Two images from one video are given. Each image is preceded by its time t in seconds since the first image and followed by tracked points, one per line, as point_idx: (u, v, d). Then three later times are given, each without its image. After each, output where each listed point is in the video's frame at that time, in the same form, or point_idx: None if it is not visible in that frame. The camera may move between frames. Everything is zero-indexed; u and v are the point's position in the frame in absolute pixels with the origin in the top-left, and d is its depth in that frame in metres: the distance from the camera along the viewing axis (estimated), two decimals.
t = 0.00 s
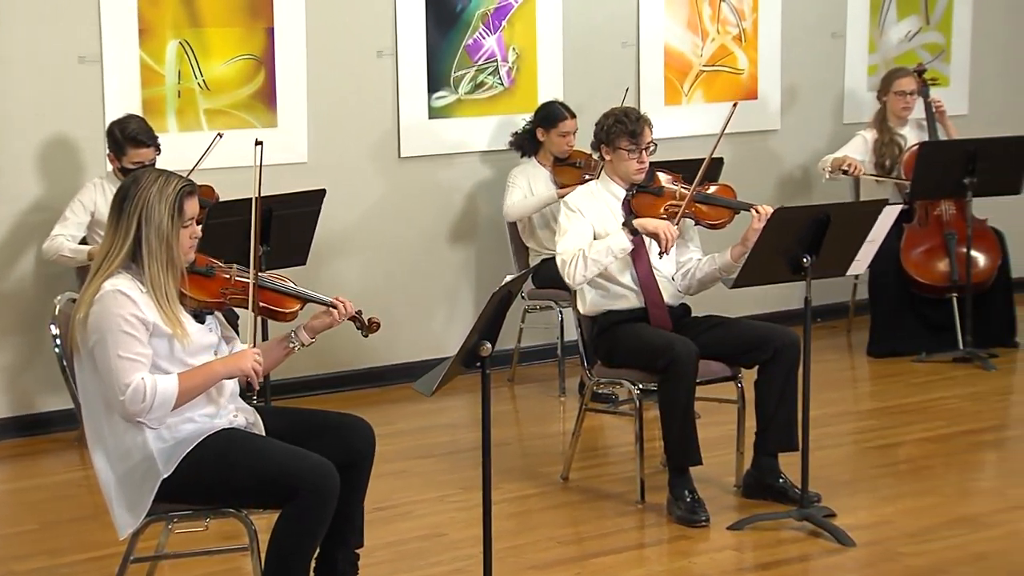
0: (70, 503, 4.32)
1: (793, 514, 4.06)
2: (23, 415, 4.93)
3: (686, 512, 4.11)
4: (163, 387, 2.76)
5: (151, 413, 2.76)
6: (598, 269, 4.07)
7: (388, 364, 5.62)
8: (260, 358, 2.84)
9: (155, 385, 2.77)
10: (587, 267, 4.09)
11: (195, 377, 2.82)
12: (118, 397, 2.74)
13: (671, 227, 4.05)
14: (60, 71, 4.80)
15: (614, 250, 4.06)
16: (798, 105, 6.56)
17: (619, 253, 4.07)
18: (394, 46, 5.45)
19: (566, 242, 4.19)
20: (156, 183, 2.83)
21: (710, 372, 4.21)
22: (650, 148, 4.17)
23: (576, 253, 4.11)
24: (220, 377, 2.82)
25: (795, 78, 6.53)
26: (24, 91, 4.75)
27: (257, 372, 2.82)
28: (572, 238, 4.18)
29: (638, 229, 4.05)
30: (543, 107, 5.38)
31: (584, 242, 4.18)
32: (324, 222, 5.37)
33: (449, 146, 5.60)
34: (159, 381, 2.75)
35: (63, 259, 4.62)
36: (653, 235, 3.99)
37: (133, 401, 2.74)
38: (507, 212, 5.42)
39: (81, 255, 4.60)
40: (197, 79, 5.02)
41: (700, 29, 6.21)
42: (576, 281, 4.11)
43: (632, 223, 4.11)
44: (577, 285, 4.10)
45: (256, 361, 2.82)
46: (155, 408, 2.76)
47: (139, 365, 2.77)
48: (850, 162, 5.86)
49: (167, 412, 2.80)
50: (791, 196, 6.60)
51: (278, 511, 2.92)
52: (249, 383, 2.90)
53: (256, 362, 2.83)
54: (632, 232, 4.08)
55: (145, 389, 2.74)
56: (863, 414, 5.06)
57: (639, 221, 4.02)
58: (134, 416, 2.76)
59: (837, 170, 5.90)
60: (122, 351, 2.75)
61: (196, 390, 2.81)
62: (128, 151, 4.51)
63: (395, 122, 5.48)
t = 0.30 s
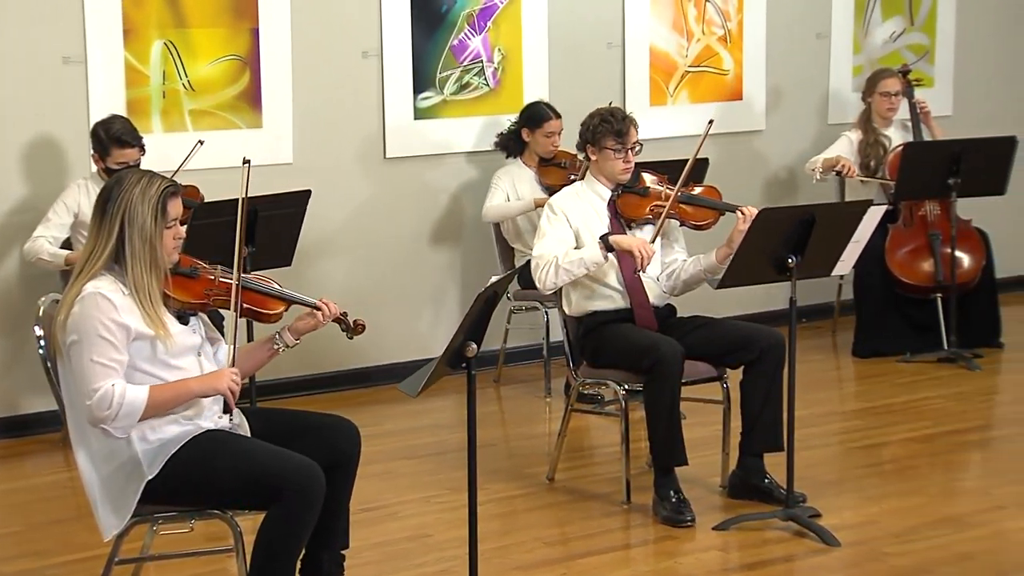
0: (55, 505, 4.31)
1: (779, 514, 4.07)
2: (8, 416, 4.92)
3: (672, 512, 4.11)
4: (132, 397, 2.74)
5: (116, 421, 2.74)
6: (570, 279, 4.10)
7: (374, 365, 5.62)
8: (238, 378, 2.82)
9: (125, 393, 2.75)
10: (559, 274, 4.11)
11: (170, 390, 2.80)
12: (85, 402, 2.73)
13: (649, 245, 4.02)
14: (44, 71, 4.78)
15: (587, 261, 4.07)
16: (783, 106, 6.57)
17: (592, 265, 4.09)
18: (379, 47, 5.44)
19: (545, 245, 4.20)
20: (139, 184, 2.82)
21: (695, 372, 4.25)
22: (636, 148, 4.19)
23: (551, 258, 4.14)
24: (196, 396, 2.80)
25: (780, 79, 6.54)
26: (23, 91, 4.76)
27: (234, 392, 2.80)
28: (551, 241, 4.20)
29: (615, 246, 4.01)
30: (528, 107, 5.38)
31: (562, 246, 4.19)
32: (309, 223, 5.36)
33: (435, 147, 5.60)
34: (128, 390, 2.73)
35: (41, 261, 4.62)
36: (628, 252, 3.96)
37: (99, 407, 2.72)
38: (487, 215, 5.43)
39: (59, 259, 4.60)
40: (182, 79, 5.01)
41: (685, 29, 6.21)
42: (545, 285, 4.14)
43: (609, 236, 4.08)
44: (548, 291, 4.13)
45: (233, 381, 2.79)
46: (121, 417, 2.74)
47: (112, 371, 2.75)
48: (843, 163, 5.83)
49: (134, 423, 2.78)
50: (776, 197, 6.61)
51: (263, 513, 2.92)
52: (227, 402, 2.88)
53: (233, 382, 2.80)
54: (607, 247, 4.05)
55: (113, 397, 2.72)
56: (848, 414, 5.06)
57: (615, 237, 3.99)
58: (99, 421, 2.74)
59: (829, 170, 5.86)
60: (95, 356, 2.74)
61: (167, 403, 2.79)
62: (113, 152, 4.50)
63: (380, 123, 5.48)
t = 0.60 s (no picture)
0: (38, 506, 4.30)
1: (763, 514, 4.07)
2: None
3: (657, 512, 4.11)
4: (99, 402, 2.72)
5: (81, 426, 2.71)
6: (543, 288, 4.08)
7: (360, 365, 5.61)
8: (211, 395, 2.78)
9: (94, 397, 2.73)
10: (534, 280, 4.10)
11: (142, 402, 2.77)
12: (54, 403, 2.72)
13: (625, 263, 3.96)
14: (27, 71, 4.77)
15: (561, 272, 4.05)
16: (767, 106, 6.59)
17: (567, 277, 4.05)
18: (363, 48, 5.44)
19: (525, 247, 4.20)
20: (121, 184, 2.82)
21: (681, 373, 4.22)
22: (621, 149, 4.20)
23: (528, 263, 4.12)
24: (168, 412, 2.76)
25: (764, 79, 6.55)
26: (4, 92, 4.74)
27: (206, 410, 2.76)
28: (531, 242, 4.19)
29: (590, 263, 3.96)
30: (513, 108, 5.38)
31: (543, 247, 4.19)
32: (293, 224, 5.35)
33: (419, 148, 5.60)
34: (97, 395, 2.71)
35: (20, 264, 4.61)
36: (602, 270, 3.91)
37: (66, 409, 2.70)
38: (468, 216, 5.45)
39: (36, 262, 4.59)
40: (166, 80, 5.01)
41: (669, 30, 6.21)
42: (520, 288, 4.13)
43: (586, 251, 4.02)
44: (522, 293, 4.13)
45: (206, 399, 2.76)
46: (86, 421, 2.72)
47: (84, 374, 2.74)
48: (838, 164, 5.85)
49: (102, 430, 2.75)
50: (760, 198, 6.62)
51: (248, 514, 2.92)
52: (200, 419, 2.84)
53: (206, 400, 2.76)
54: (581, 264, 4.00)
55: (80, 400, 2.71)
56: (832, 415, 5.07)
57: (592, 255, 3.93)
58: (65, 424, 2.72)
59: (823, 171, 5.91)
60: (69, 358, 2.73)
61: (137, 414, 2.76)
62: (96, 152, 4.48)
63: (364, 124, 5.47)
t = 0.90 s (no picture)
0: (22, 508, 4.28)
1: (748, 514, 4.08)
2: None
3: (642, 512, 4.12)
4: (71, 408, 2.71)
5: (50, 431, 2.71)
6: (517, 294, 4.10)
7: (346, 366, 5.61)
8: (184, 415, 2.77)
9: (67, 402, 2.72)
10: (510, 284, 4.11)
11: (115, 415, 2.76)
12: (28, 403, 2.73)
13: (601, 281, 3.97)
14: (11, 71, 4.75)
15: (535, 284, 4.05)
16: (752, 107, 6.59)
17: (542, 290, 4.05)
18: (348, 48, 5.43)
19: (507, 248, 4.21)
20: (105, 185, 2.81)
21: (667, 373, 4.22)
22: (605, 149, 4.20)
23: (508, 265, 4.14)
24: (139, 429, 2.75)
25: (748, 80, 6.56)
26: None
27: (178, 430, 2.75)
28: (514, 242, 4.21)
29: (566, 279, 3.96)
30: (498, 108, 5.38)
31: (526, 249, 4.21)
32: (278, 224, 5.34)
33: (404, 148, 5.59)
34: (69, 400, 2.71)
35: None
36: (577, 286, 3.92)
37: (37, 411, 2.71)
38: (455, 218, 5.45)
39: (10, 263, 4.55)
40: (150, 81, 5.00)
41: (654, 30, 6.22)
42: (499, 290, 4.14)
43: (563, 266, 4.04)
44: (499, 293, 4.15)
45: (179, 419, 2.75)
46: (56, 426, 2.71)
47: (61, 377, 2.74)
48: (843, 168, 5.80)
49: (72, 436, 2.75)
50: (745, 198, 6.62)
51: (233, 515, 2.91)
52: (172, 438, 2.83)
53: (179, 420, 2.75)
54: (556, 278, 4.00)
55: (52, 404, 2.70)
56: (817, 415, 5.08)
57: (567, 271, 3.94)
58: (36, 425, 2.72)
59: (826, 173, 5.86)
60: (44, 359, 2.73)
61: (107, 427, 2.74)
62: (80, 152, 4.45)
63: (350, 125, 5.47)
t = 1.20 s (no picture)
0: (6, 510, 4.27)
1: (733, 514, 4.08)
2: None
3: (627, 513, 4.12)
4: (46, 413, 2.70)
5: (23, 434, 2.70)
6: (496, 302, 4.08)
7: (331, 367, 5.60)
8: (160, 431, 2.74)
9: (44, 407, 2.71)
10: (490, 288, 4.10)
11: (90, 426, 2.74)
12: (6, 403, 2.72)
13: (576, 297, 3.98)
14: None
15: (513, 295, 4.04)
16: (737, 107, 6.60)
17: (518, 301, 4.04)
18: (333, 49, 5.43)
19: (490, 250, 4.20)
20: (88, 186, 2.81)
21: (653, 374, 4.21)
22: (589, 149, 4.21)
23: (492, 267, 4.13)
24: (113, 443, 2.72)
25: (733, 80, 6.57)
26: None
27: (153, 445, 2.72)
28: (497, 244, 4.20)
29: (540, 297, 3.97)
30: (484, 108, 5.38)
31: (509, 250, 4.20)
32: (263, 224, 5.34)
33: (390, 149, 5.59)
34: (46, 405, 2.69)
35: None
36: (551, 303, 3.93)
37: (13, 412, 2.70)
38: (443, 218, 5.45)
39: None
40: (134, 81, 4.99)
41: (639, 31, 6.22)
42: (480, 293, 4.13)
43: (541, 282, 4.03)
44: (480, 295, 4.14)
45: (154, 435, 2.72)
46: (30, 429, 2.70)
47: (39, 377, 2.73)
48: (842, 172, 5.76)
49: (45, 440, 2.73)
50: (730, 199, 6.63)
51: (218, 517, 2.91)
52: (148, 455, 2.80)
53: (154, 435, 2.72)
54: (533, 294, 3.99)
55: (29, 406, 2.69)
56: (801, 415, 5.09)
57: (540, 288, 3.95)
58: (12, 427, 2.71)
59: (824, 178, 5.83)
60: (24, 359, 2.72)
61: (82, 437, 2.72)
62: (64, 152, 4.43)
63: (334, 126, 5.47)
